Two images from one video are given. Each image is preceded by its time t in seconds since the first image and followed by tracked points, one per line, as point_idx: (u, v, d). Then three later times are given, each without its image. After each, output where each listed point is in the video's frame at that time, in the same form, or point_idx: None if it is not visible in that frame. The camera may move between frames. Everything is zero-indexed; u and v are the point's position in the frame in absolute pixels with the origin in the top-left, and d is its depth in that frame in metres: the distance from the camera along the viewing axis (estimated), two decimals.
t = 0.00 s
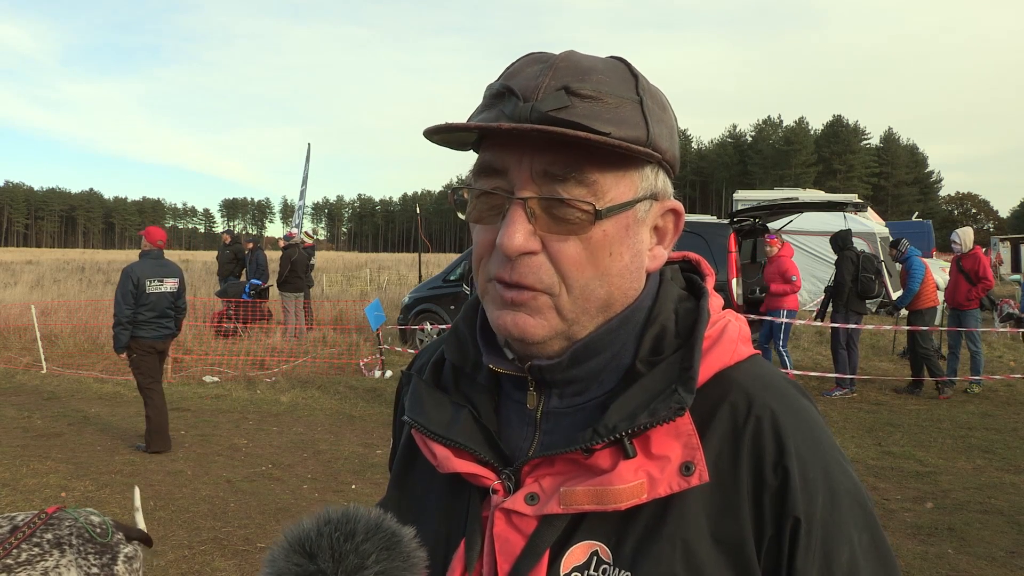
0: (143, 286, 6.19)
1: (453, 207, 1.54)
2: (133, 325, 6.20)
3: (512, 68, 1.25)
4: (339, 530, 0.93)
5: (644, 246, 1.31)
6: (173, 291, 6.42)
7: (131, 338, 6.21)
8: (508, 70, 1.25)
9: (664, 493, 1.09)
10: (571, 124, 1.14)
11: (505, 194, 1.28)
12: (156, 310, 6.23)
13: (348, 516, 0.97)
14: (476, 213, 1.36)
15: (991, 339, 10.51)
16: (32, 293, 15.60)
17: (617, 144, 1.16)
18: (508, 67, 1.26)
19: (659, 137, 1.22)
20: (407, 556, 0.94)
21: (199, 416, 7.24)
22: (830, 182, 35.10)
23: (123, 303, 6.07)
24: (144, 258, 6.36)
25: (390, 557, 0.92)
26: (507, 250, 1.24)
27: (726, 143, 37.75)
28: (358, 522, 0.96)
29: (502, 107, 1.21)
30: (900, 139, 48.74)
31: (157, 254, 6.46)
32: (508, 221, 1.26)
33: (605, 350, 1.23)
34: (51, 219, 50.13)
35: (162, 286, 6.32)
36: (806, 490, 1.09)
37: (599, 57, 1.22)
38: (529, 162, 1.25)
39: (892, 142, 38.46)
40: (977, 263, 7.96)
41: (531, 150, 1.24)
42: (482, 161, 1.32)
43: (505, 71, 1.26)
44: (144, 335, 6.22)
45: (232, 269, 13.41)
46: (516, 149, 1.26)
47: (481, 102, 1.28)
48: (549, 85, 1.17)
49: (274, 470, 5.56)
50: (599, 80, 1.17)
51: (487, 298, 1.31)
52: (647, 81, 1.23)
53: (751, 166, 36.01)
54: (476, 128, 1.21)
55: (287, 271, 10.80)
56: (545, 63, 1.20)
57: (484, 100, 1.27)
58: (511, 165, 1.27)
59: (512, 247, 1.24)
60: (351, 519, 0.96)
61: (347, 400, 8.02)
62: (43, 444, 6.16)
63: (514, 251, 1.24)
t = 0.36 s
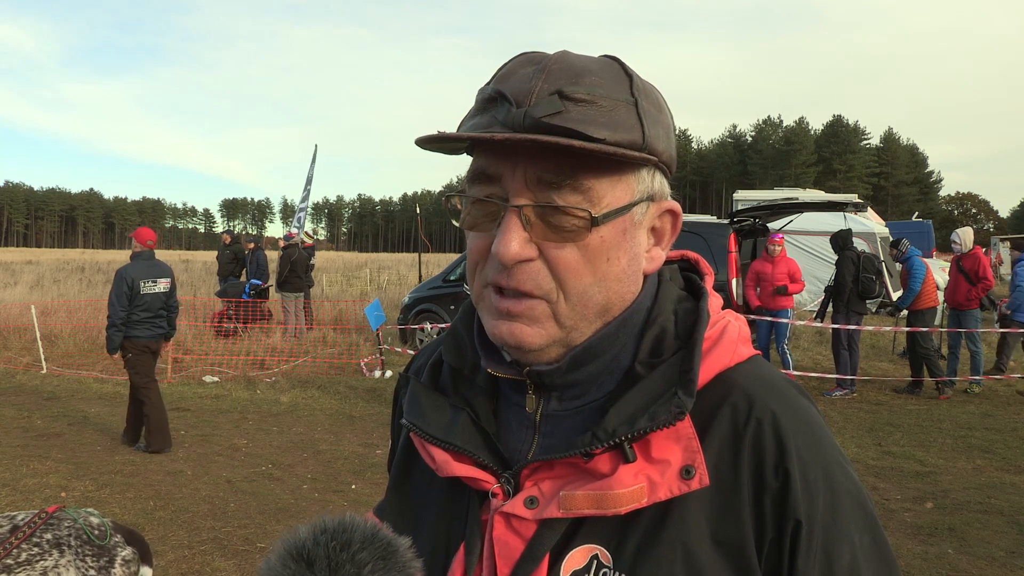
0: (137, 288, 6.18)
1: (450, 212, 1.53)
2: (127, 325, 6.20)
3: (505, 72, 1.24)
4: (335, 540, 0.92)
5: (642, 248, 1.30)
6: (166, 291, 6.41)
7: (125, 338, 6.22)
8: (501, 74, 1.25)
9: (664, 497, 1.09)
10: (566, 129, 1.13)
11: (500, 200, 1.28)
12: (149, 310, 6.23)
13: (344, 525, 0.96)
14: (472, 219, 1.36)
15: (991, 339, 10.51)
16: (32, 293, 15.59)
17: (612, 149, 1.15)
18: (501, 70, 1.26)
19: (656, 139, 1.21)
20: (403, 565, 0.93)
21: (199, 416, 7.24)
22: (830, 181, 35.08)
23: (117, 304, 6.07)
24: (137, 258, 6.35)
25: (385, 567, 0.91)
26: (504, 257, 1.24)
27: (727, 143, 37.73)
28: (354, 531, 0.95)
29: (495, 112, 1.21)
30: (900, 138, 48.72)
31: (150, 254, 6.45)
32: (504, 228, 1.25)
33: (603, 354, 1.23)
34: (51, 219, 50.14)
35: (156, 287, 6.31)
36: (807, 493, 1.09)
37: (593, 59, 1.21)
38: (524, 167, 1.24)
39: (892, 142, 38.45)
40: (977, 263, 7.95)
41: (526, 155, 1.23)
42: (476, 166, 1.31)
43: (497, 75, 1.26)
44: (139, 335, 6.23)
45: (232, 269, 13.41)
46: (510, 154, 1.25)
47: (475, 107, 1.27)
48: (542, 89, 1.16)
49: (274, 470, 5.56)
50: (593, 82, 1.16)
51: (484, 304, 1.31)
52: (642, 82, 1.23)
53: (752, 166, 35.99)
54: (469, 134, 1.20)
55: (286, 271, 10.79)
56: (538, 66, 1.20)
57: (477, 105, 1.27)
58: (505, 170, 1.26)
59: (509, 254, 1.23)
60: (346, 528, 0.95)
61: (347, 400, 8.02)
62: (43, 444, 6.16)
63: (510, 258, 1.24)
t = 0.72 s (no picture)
0: (129, 288, 6.19)
1: (450, 214, 1.53)
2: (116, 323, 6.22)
3: (504, 72, 1.24)
4: (343, 557, 0.91)
5: (643, 248, 1.30)
6: (159, 292, 6.41)
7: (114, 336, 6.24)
8: (500, 75, 1.25)
9: (665, 499, 1.08)
10: (566, 130, 1.13)
11: (501, 201, 1.28)
12: (141, 311, 6.26)
13: (352, 541, 0.96)
14: (473, 220, 1.35)
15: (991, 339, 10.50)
16: (32, 293, 15.59)
17: (613, 150, 1.15)
18: (500, 71, 1.25)
19: (656, 139, 1.21)
20: None
21: (199, 416, 7.24)
22: (830, 182, 35.09)
23: (109, 302, 6.08)
24: (133, 258, 6.35)
25: None
26: (505, 259, 1.24)
27: (727, 143, 37.72)
28: (362, 547, 0.94)
29: (495, 113, 1.21)
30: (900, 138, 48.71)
31: (145, 254, 6.43)
32: (504, 230, 1.25)
33: (604, 355, 1.23)
34: (51, 219, 50.15)
35: (148, 288, 6.31)
36: (808, 495, 1.08)
37: (593, 59, 1.21)
38: (524, 169, 1.24)
39: (893, 142, 38.45)
40: (977, 263, 7.95)
41: (526, 157, 1.23)
42: (476, 168, 1.31)
43: (496, 76, 1.26)
44: (128, 334, 6.25)
45: (232, 269, 13.40)
46: (510, 156, 1.25)
47: (474, 107, 1.27)
48: (542, 90, 1.16)
49: (274, 470, 5.56)
50: (593, 82, 1.16)
51: (486, 306, 1.31)
52: (642, 82, 1.23)
53: (752, 166, 36.00)
54: (469, 136, 1.20)
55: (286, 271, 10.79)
56: (538, 66, 1.19)
57: (477, 106, 1.26)
58: (505, 173, 1.26)
59: (509, 256, 1.23)
60: (354, 544, 0.94)
61: (346, 400, 8.01)
62: (43, 444, 6.15)
63: (511, 260, 1.23)
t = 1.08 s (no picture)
0: (127, 284, 6.21)
1: (451, 214, 1.53)
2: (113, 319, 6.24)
3: (505, 74, 1.24)
4: (343, 561, 0.92)
5: (644, 249, 1.30)
6: (157, 293, 6.40)
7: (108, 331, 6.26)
8: (500, 76, 1.25)
9: (665, 499, 1.09)
10: (567, 131, 1.13)
11: (501, 202, 1.28)
12: (136, 309, 6.26)
13: (353, 544, 0.96)
14: (473, 221, 1.36)
15: (991, 339, 10.50)
16: (32, 293, 15.58)
17: (613, 151, 1.15)
18: (500, 72, 1.26)
19: (656, 140, 1.21)
20: None
21: (199, 416, 7.24)
22: (830, 181, 35.09)
23: (106, 299, 6.10)
24: (133, 257, 6.35)
25: None
26: (505, 259, 1.24)
27: (727, 143, 37.71)
28: (362, 551, 0.94)
29: (496, 114, 1.21)
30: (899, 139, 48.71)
31: (149, 255, 6.44)
32: (505, 230, 1.25)
33: (604, 355, 1.23)
34: (51, 219, 50.14)
35: (146, 287, 6.31)
36: (808, 495, 1.09)
37: (594, 60, 1.21)
38: (524, 169, 1.24)
39: (892, 142, 38.46)
40: (977, 263, 7.96)
41: (527, 157, 1.23)
42: (477, 168, 1.31)
43: (497, 77, 1.26)
44: (123, 332, 6.26)
45: (232, 269, 13.41)
46: (511, 157, 1.25)
47: (475, 108, 1.27)
48: (543, 91, 1.16)
49: (274, 470, 5.56)
50: (594, 83, 1.17)
51: (486, 307, 1.31)
52: (643, 83, 1.23)
53: (752, 166, 35.99)
54: (470, 137, 1.20)
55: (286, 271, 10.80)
56: (539, 67, 1.20)
57: (478, 107, 1.26)
58: (506, 174, 1.26)
59: (510, 256, 1.23)
60: (356, 548, 0.94)
61: (347, 400, 8.02)
62: (43, 444, 6.16)
63: (512, 261, 1.24)
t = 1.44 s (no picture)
0: (131, 284, 6.20)
1: (451, 214, 1.54)
2: (119, 321, 6.22)
3: (506, 74, 1.24)
4: (335, 562, 0.93)
5: (644, 249, 1.31)
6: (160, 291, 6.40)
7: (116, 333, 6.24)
8: (501, 77, 1.25)
9: (665, 498, 1.09)
10: (568, 130, 1.14)
11: (501, 201, 1.28)
12: (143, 308, 6.26)
13: (345, 546, 0.97)
14: (474, 220, 1.36)
15: (990, 339, 10.51)
16: (32, 293, 15.59)
17: (614, 150, 1.16)
18: (502, 72, 1.26)
19: (657, 140, 1.22)
20: None
21: (199, 416, 7.24)
22: (830, 181, 35.10)
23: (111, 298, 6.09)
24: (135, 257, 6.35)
25: None
26: (506, 259, 1.24)
27: (727, 143, 37.71)
28: (354, 553, 0.96)
29: (497, 113, 1.21)
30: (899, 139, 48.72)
31: (149, 255, 6.44)
32: (506, 230, 1.26)
33: (605, 354, 1.24)
34: (51, 219, 50.15)
35: (150, 285, 6.31)
36: (807, 494, 1.09)
37: (594, 61, 1.21)
38: (525, 169, 1.25)
39: (892, 142, 38.47)
40: (977, 263, 7.96)
41: (528, 158, 1.24)
42: (478, 168, 1.31)
43: (498, 77, 1.26)
44: (131, 333, 6.25)
45: (232, 269, 13.41)
46: (511, 157, 1.25)
47: (476, 109, 1.27)
48: (543, 91, 1.17)
49: (274, 470, 5.57)
50: (595, 84, 1.17)
51: (487, 306, 1.32)
52: (643, 83, 1.23)
53: (751, 166, 36.00)
54: (471, 136, 1.21)
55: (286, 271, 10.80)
56: (540, 67, 1.20)
57: (479, 107, 1.27)
58: (507, 174, 1.27)
59: (511, 255, 1.24)
60: (347, 550, 0.96)
61: (347, 400, 8.02)
62: (43, 444, 6.16)
63: (512, 260, 1.24)
